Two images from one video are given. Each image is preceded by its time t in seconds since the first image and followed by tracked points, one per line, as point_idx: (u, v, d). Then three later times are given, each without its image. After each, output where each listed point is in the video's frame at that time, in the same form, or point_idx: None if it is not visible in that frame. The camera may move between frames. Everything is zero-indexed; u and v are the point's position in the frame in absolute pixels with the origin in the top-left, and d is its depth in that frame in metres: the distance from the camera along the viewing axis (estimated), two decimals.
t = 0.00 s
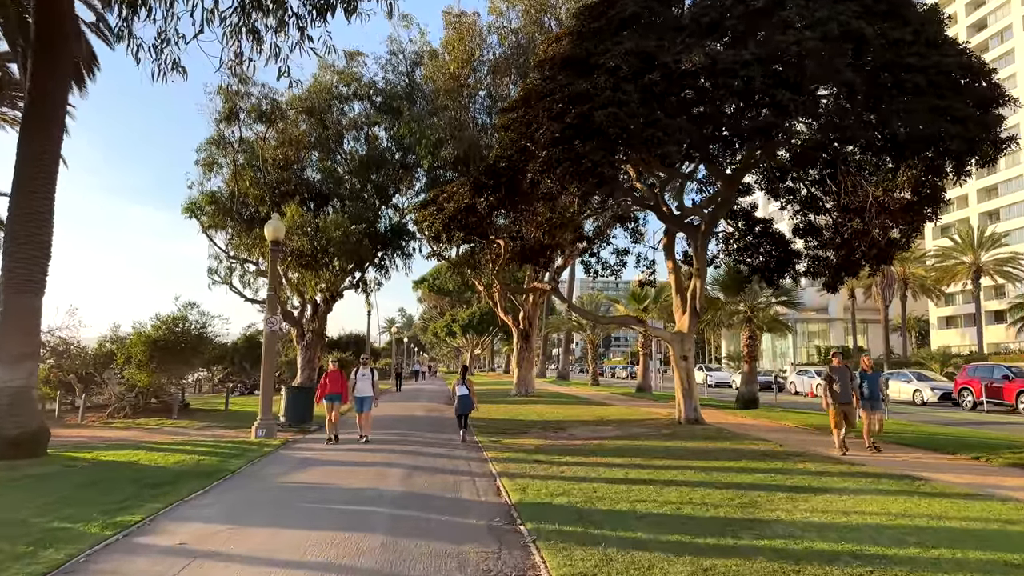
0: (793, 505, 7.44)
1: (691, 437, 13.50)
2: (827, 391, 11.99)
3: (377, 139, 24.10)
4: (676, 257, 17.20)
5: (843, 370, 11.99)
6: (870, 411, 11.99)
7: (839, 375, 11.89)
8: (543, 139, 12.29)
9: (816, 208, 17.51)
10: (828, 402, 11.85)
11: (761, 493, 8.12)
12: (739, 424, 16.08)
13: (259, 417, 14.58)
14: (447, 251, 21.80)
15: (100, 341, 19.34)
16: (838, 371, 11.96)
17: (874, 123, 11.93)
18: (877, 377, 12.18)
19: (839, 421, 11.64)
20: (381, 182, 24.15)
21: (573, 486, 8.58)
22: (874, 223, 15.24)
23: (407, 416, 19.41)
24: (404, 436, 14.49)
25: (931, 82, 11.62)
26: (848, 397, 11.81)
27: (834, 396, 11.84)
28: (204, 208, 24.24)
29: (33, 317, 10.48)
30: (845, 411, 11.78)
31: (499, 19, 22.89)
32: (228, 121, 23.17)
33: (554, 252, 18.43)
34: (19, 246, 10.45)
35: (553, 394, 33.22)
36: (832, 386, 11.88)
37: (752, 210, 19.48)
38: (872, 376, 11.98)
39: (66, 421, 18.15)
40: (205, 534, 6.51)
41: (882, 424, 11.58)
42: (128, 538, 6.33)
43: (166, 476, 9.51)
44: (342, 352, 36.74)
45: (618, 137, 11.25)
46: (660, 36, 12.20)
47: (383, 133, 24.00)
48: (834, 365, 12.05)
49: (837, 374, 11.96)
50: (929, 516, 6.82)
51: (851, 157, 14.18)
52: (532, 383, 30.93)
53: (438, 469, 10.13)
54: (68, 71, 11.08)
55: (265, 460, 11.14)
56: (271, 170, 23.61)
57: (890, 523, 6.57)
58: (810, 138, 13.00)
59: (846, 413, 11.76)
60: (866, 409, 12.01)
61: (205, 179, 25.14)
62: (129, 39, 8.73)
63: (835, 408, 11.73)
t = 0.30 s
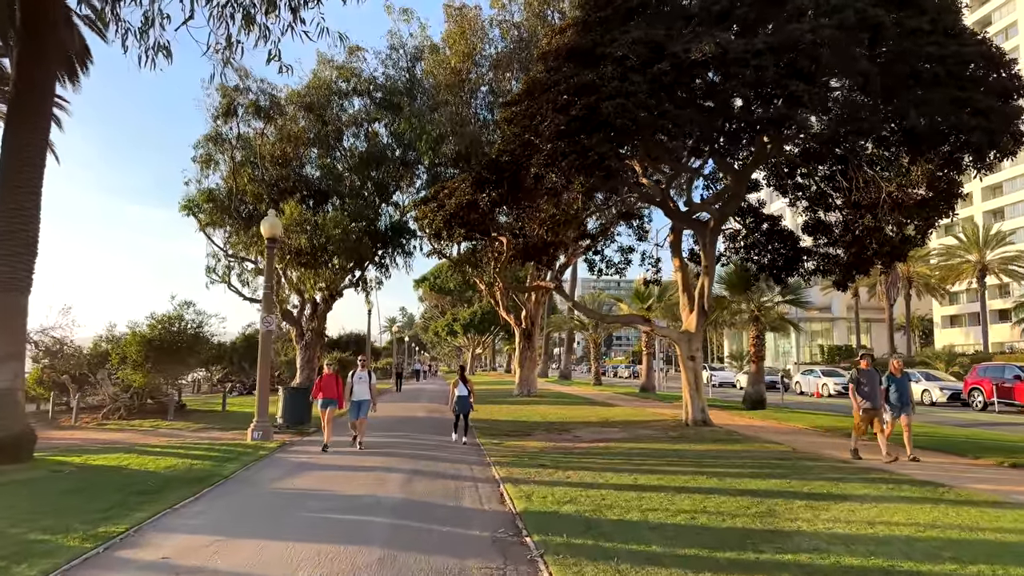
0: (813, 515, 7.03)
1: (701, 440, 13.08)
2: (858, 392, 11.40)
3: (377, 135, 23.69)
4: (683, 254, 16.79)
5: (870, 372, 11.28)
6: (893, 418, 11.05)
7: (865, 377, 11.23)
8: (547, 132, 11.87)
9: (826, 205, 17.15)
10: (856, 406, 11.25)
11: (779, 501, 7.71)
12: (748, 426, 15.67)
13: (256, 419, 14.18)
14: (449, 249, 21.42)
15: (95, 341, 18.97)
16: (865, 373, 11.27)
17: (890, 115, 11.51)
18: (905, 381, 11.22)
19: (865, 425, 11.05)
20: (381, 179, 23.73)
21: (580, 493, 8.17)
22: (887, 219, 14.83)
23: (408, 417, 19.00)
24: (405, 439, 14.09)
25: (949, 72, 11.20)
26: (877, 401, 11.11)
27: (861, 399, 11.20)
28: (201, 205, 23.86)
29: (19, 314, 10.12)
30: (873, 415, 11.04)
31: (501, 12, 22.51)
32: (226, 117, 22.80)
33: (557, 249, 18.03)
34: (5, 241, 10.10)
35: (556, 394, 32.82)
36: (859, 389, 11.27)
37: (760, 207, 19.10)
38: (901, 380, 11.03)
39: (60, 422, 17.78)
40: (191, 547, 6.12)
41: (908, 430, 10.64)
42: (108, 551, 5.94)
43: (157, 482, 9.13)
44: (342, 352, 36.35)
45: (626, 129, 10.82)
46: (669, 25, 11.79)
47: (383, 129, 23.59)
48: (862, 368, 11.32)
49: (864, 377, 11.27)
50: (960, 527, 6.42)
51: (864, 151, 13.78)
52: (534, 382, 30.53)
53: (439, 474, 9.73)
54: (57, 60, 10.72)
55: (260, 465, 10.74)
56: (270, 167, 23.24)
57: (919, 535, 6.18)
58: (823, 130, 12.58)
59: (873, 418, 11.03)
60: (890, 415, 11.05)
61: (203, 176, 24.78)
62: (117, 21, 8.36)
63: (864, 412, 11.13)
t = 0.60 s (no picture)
0: (832, 517, 6.67)
1: (708, 437, 12.72)
2: (883, 388, 10.60)
3: (377, 129, 23.23)
4: (689, 248, 16.42)
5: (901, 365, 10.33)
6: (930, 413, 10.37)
7: (894, 373, 10.30)
8: (551, 119, 11.50)
9: (835, 197, 16.79)
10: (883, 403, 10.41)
11: (795, 501, 7.35)
12: (755, 423, 15.30)
13: (251, 416, 13.82)
14: (449, 243, 21.05)
15: (90, 336, 18.66)
16: (895, 367, 10.34)
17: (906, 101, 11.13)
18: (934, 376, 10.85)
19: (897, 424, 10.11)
20: (382, 173, 22.89)
21: (586, 493, 7.80)
22: (898, 211, 14.47)
23: (408, 414, 18.66)
24: (405, 436, 13.74)
25: (968, 56, 10.76)
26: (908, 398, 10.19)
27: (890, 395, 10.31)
28: (198, 199, 23.51)
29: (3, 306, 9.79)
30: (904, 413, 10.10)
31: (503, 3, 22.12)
32: (223, 109, 22.41)
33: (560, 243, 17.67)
34: None
35: (558, 391, 32.46)
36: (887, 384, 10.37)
37: (767, 200, 18.75)
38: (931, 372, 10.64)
39: (53, 419, 17.47)
40: (175, 552, 5.77)
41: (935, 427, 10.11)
42: (85, 556, 5.60)
43: (145, 481, 8.79)
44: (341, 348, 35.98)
45: (632, 115, 10.44)
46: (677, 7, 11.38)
47: (383, 122, 23.22)
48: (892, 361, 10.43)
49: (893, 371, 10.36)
50: (991, 530, 6.06)
51: (876, 142, 13.40)
52: (535, 379, 30.18)
53: (439, 473, 9.36)
54: (42, 42, 10.38)
55: (254, 463, 10.39)
56: (267, 160, 22.84)
57: (948, 539, 5.83)
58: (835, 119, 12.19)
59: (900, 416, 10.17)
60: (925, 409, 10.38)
61: (200, 169, 24.42)
62: None
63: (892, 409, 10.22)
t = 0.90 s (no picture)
0: (854, 528, 6.29)
1: (716, 439, 12.32)
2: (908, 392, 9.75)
3: (375, 123, 22.74)
4: (694, 244, 15.99)
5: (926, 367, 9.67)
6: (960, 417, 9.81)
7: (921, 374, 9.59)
8: (554, 109, 11.11)
9: (842, 191, 16.38)
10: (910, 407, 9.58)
11: (813, 509, 6.96)
12: (763, 424, 14.90)
13: (244, 417, 13.40)
14: (449, 239, 20.65)
15: (82, 335, 18.26)
16: (921, 369, 9.65)
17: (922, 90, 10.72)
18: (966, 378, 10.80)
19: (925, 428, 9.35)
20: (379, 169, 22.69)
21: (592, 501, 7.40)
22: (910, 205, 14.07)
23: (406, 413, 18.27)
24: (402, 437, 13.34)
25: (987, 43, 10.36)
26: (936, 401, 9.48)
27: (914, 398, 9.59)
28: (193, 194, 23.09)
29: None
30: (931, 416, 9.40)
31: None
32: (218, 103, 21.96)
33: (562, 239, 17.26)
34: None
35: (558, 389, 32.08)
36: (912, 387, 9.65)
37: (773, 195, 18.35)
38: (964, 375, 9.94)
39: (43, 418, 17.10)
40: (154, 567, 5.39)
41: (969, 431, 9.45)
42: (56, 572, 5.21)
43: (129, 487, 8.40)
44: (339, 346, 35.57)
45: (639, 104, 10.05)
46: None
47: (381, 115, 22.81)
48: (917, 362, 9.78)
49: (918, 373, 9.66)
50: None
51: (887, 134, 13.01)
52: (535, 377, 29.80)
53: (437, 477, 8.97)
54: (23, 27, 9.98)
55: (246, 466, 9.99)
56: (263, 155, 22.25)
57: (981, 553, 5.45)
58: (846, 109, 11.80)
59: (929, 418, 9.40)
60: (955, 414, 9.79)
61: (195, 164, 24.00)
62: None
63: (916, 414, 9.50)
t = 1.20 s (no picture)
0: (883, 533, 5.92)
1: (727, 436, 11.94)
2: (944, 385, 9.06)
3: (375, 115, 22.37)
4: (701, 236, 15.60)
5: (964, 360, 9.02)
6: (999, 415, 9.12)
7: (958, 369, 8.95)
8: (559, 94, 10.75)
9: (854, 182, 15.98)
10: (943, 403, 9.01)
11: (836, 512, 6.58)
12: (773, 421, 14.54)
13: (241, 413, 13.02)
14: (451, 232, 20.28)
15: (77, 329, 17.94)
16: (957, 363, 9.00)
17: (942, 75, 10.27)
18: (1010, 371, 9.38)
19: (958, 428, 8.88)
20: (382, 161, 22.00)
21: (601, 503, 7.03)
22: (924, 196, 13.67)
23: (407, 409, 17.90)
24: (403, 434, 12.96)
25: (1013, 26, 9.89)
26: (971, 397, 8.92)
27: (949, 393, 8.97)
28: (191, 187, 22.74)
29: None
30: (965, 414, 8.89)
31: None
32: (216, 94, 21.55)
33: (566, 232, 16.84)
34: None
35: (561, 385, 31.77)
36: (947, 381, 9.00)
37: (782, 186, 17.96)
38: (1004, 369, 9.30)
39: (37, 415, 16.77)
40: None
41: (1017, 427, 8.78)
42: None
43: (116, 487, 8.04)
44: (339, 342, 35.23)
45: (649, 88, 9.69)
46: None
47: (381, 107, 22.39)
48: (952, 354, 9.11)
49: (956, 366, 9.00)
50: None
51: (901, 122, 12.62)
52: (538, 373, 29.45)
53: (439, 477, 8.59)
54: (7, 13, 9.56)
55: (241, 465, 9.61)
56: (261, 147, 21.81)
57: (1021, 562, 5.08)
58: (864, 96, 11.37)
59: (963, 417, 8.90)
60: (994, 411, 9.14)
61: (193, 157, 23.62)
62: None
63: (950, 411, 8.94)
